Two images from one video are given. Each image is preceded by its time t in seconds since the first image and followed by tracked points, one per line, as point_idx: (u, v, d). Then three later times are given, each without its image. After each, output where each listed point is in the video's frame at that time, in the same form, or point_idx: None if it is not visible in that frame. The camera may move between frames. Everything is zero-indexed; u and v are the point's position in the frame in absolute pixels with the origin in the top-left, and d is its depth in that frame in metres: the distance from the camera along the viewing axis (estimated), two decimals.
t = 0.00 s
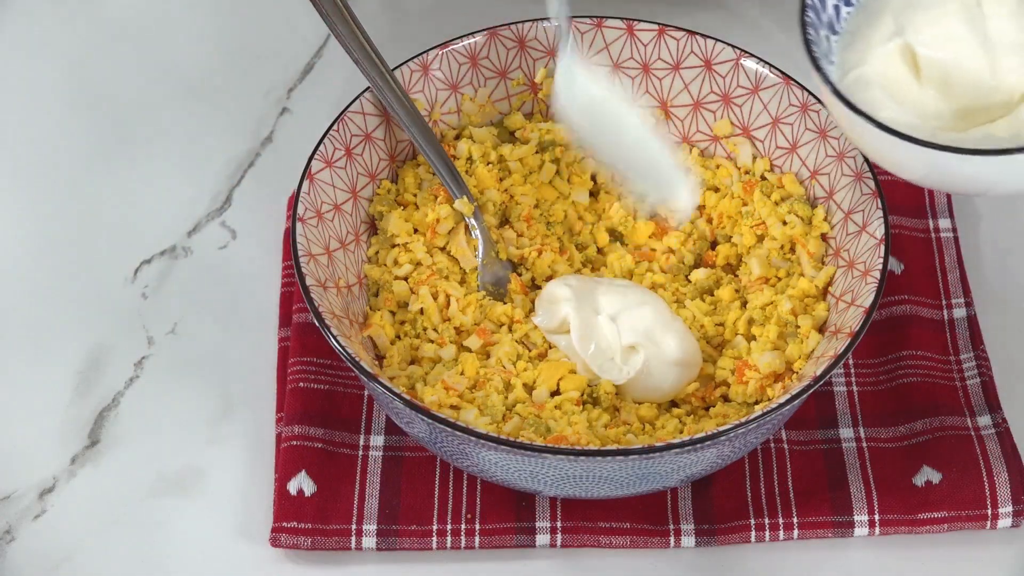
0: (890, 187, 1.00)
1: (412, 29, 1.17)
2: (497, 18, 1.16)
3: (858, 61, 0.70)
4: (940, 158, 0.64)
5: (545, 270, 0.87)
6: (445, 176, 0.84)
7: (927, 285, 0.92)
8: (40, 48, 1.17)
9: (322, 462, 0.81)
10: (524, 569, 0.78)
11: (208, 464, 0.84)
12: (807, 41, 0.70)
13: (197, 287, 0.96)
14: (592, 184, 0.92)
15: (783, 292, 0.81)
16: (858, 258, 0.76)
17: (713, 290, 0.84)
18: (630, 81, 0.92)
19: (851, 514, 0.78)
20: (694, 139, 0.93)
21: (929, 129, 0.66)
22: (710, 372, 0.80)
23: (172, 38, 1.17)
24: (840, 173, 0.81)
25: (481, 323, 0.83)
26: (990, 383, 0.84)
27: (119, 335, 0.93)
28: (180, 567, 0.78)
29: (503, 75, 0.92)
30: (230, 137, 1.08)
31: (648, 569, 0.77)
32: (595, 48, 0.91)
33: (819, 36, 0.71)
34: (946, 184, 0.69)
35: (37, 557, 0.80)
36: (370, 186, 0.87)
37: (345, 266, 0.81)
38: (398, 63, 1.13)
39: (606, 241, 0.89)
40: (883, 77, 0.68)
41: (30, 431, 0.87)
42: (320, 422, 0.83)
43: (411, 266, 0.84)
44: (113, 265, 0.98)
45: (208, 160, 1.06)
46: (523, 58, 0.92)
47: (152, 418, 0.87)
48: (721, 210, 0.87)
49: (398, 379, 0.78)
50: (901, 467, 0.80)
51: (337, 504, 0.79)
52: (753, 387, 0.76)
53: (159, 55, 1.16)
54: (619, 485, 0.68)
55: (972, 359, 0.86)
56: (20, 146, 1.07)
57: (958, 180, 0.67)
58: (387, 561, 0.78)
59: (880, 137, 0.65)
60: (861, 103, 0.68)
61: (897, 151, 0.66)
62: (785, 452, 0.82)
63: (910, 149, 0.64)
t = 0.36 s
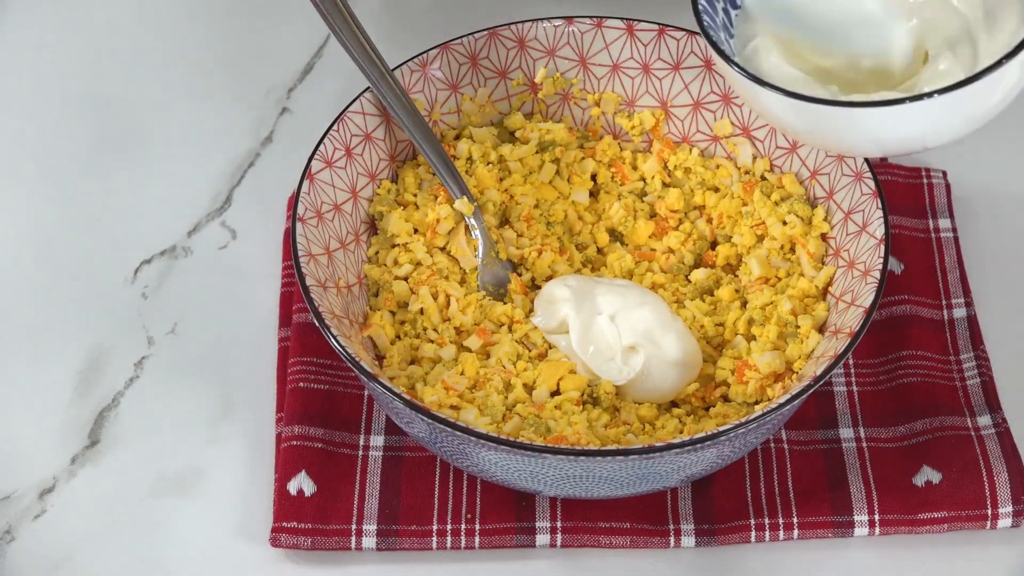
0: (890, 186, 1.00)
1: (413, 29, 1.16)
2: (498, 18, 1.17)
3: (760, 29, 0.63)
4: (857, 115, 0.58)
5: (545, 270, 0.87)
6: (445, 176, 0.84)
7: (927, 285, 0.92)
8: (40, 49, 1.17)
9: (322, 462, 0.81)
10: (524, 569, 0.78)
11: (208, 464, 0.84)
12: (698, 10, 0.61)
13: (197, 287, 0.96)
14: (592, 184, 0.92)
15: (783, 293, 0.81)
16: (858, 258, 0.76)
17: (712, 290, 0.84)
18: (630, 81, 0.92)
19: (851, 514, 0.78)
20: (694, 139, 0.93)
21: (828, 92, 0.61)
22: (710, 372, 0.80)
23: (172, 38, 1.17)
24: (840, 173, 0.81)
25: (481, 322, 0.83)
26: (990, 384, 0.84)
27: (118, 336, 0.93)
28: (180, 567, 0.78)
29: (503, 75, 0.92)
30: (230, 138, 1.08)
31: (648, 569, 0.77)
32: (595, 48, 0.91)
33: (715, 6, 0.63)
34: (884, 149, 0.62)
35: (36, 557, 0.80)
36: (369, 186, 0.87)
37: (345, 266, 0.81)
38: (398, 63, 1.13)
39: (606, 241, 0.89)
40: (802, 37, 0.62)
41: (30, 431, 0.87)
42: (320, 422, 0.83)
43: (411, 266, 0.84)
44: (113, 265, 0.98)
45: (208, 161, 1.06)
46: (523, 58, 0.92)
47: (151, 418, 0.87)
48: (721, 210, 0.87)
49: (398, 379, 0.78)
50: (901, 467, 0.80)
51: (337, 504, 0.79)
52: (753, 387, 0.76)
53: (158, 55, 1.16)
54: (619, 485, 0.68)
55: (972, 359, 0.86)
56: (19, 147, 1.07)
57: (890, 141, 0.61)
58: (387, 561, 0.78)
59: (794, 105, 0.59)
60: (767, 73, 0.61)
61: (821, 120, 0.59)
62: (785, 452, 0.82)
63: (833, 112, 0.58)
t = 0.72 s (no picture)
0: (890, 186, 1.00)
1: (413, 29, 1.16)
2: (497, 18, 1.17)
3: (765, 61, 0.63)
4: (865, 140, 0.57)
5: (545, 270, 0.87)
6: (445, 175, 0.84)
7: (926, 285, 0.92)
8: (39, 49, 1.17)
9: (321, 462, 0.81)
10: (524, 569, 0.78)
11: (208, 464, 0.84)
12: (704, 47, 0.61)
13: (197, 287, 0.96)
14: (592, 184, 0.92)
15: (783, 293, 0.81)
16: (858, 258, 0.76)
17: (712, 290, 0.84)
18: (630, 81, 0.92)
19: (851, 514, 0.78)
20: (694, 139, 0.93)
21: (840, 116, 0.59)
22: (710, 372, 0.80)
23: (172, 38, 1.17)
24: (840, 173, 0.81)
25: (481, 322, 0.83)
26: (991, 384, 0.84)
27: (117, 336, 0.93)
28: (180, 567, 0.78)
29: (503, 75, 0.92)
30: (230, 138, 1.08)
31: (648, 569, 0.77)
32: (595, 48, 0.91)
33: (719, 41, 0.63)
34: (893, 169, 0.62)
35: (36, 557, 0.80)
36: (370, 186, 0.87)
37: (345, 266, 0.81)
38: (398, 62, 1.13)
39: (606, 241, 0.89)
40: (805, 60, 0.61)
41: (30, 431, 0.87)
42: (320, 422, 0.83)
43: (411, 266, 0.84)
44: (113, 265, 0.98)
45: (208, 161, 1.06)
46: (523, 58, 0.92)
47: (151, 418, 0.87)
48: (721, 210, 0.87)
49: (398, 379, 0.78)
50: (901, 467, 0.80)
51: (337, 504, 0.79)
52: (753, 388, 0.76)
53: (158, 55, 1.16)
54: (619, 485, 0.68)
55: (972, 359, 0.86)
56: (19, 146, 1.07)
57: (899, 160, 0.59)
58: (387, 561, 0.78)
59: (796, 133, 0.58)
60: (774, 103, 0.61)
61: (829, 147, 0.59)
62: (785, 452, 0.82)
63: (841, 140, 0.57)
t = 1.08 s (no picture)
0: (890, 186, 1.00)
1: (413, 28, 1.16)
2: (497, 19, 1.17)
3: (770, 64, 0.64)
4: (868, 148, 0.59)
5: (545, 270, 0.87)
6: (445, 175, 0.84)
7: (926, 285, 0.92)
8: (39, 49, 1.17)
9: (321, 462, 0.81)
10: (524, 569, 0.78)
11: (208, 464, 0.84)
12: (713, 49, 0.62)
13: (197, 287, 0.96)
14: (592, 184, 0.92)
15: (783, 293, 0.81)
16: (858, 258, 0.76)
17: (712, 289, 0.84)
18: (630, 81, 0.92)
19: (851, 514, 0.78)
20: (694, 139, 0.93)
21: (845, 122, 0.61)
22: (710, 372, 0.80)
23: (172, 38, 1.17)
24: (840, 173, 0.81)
25: (481, 322, 0.83)
26: (991, 384, 0.84)
27: (118, 336, 0.93)
28: (179, 567, 0.78)
29: (503, 75, 0.92)
30: (230, 138, 1.08)
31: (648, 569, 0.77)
32: (595, 48, 0.91)
33: (725, 42, 0.64)
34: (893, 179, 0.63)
35: (36, 557, 0.80)
36: (369, 186, 0.87)
37: (345, 266, 0.81)
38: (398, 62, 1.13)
39: (606, 241, 0.89)
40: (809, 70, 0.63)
41: (30, 431, 0.87)
42: (320, 422, 0.83)
43: (411, 266, 0.84)
44: (113, 265, 0.98)
45: (208, 162, 1.06)
46: (523, 58, 0.92)
47: (151, 418, 0.87)
48: (721, 210, 0.87)
49: (398, 379, 0.78)
50: (901, 467, 0.80)
51: (337, 505, 0.79)
52: (753, 388, 0.76)
53: (158, 55, 1.16)
54: (619, 485, 0.68)
55: (972, 359, 0.86)
56: (19, 146, 1.07)
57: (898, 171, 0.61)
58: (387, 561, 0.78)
59: (802, 138, 0.59)
60: (781, 108, 0.62)
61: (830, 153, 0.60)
62: (785, 452, 0.82)
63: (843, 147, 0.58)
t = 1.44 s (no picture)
0: (890, 186, 1.00)
1: (413, 29, 1.17)
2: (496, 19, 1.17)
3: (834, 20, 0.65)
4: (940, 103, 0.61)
5: (544, 270, 0.87)
6: (445, 175, 0.84)
7: (926, 285, 0.92)
8: (39, 49, 1.16)
9: (321, 462, 0.81)
10: (524, 569, 0.78)
11: (208, 464, 0.84)
12: None
13: (196, 287, 0.96)
14: (592, 184, 0.93)
15: (783, 293, 0.81)
16: (858, 258, 0.76)
17: (712, 289, 0.84)
18: (630, 81, 0.92)
19: (851, 514, 0.78)
20: (694, 139, 0.93)
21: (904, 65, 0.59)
22: (710, 372, 0.80)
23: (172, 38, 1.17)
24: (840, 173, 0.81)
25: (481, 322, 0.83)
26: (991, 384, 0.84)
27: (118, 336, 0.93)
28: (180, 568, 0.78)
29: (503, 75, 0.92)
30: (230, 138, 1.08)
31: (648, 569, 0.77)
32: (595, 48, 0.91)
33: None
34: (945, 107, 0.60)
35: (36, 557, 0.79)
36: (370, 186, 0.87)
37: (346, 266, 0.81)
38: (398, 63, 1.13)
39: (606, 241, 0.89)
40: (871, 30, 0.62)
41: (29, 431, 0.87)
42: (320, 422, 0.83)
43: (411, 266, 0.84)
44: (113, 265, 0.98)
45: (208, 162, 1.06)
46: (523, 58, 0.91)
47: (151, 419, 0.87)
48: (721, 210, 0.87)
49: (398, 379, 0.78)
50: (901, 467, 0.80)
51: (337, 504, 0.79)
52: (753, 388, 0.76)
53: (158, 55, 1.16)
54: (618, 485, 0.68)
55: (972, 359, 0.86)
56: (19, 146, 1.07)
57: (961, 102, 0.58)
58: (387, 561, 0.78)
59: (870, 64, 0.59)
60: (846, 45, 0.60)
61: (928, 88, 0.56)
62: (785, 452, 0.82)
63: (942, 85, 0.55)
